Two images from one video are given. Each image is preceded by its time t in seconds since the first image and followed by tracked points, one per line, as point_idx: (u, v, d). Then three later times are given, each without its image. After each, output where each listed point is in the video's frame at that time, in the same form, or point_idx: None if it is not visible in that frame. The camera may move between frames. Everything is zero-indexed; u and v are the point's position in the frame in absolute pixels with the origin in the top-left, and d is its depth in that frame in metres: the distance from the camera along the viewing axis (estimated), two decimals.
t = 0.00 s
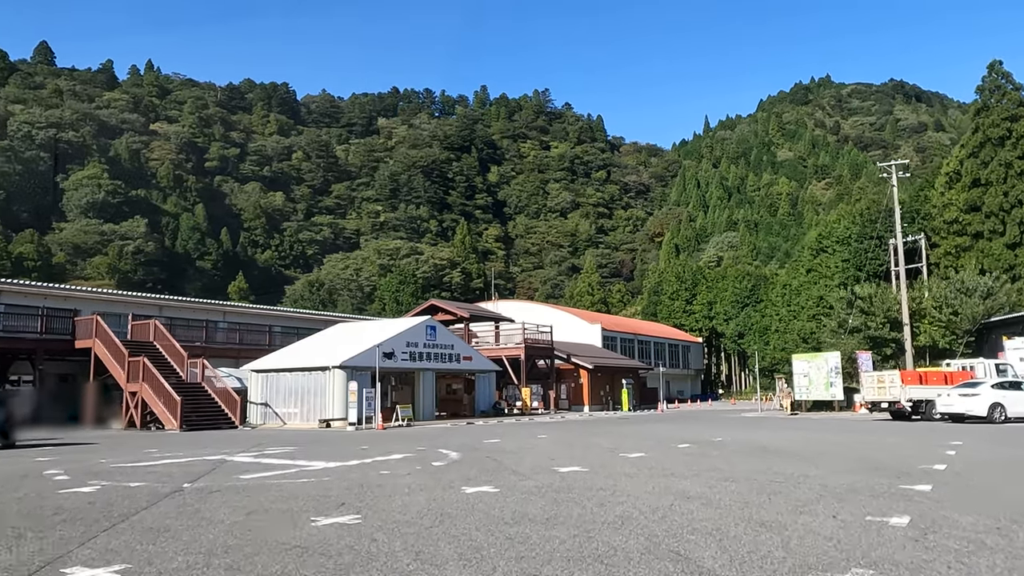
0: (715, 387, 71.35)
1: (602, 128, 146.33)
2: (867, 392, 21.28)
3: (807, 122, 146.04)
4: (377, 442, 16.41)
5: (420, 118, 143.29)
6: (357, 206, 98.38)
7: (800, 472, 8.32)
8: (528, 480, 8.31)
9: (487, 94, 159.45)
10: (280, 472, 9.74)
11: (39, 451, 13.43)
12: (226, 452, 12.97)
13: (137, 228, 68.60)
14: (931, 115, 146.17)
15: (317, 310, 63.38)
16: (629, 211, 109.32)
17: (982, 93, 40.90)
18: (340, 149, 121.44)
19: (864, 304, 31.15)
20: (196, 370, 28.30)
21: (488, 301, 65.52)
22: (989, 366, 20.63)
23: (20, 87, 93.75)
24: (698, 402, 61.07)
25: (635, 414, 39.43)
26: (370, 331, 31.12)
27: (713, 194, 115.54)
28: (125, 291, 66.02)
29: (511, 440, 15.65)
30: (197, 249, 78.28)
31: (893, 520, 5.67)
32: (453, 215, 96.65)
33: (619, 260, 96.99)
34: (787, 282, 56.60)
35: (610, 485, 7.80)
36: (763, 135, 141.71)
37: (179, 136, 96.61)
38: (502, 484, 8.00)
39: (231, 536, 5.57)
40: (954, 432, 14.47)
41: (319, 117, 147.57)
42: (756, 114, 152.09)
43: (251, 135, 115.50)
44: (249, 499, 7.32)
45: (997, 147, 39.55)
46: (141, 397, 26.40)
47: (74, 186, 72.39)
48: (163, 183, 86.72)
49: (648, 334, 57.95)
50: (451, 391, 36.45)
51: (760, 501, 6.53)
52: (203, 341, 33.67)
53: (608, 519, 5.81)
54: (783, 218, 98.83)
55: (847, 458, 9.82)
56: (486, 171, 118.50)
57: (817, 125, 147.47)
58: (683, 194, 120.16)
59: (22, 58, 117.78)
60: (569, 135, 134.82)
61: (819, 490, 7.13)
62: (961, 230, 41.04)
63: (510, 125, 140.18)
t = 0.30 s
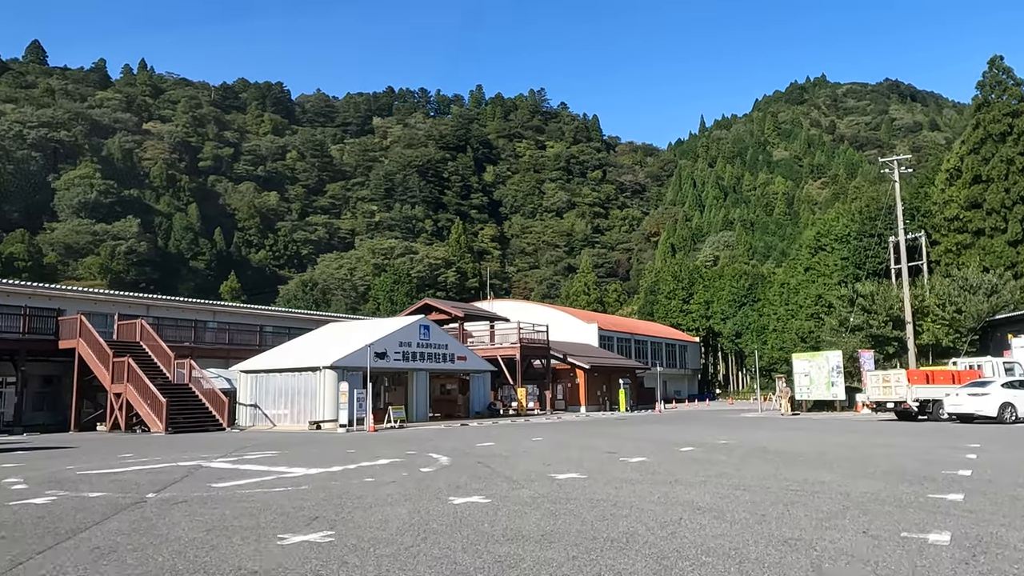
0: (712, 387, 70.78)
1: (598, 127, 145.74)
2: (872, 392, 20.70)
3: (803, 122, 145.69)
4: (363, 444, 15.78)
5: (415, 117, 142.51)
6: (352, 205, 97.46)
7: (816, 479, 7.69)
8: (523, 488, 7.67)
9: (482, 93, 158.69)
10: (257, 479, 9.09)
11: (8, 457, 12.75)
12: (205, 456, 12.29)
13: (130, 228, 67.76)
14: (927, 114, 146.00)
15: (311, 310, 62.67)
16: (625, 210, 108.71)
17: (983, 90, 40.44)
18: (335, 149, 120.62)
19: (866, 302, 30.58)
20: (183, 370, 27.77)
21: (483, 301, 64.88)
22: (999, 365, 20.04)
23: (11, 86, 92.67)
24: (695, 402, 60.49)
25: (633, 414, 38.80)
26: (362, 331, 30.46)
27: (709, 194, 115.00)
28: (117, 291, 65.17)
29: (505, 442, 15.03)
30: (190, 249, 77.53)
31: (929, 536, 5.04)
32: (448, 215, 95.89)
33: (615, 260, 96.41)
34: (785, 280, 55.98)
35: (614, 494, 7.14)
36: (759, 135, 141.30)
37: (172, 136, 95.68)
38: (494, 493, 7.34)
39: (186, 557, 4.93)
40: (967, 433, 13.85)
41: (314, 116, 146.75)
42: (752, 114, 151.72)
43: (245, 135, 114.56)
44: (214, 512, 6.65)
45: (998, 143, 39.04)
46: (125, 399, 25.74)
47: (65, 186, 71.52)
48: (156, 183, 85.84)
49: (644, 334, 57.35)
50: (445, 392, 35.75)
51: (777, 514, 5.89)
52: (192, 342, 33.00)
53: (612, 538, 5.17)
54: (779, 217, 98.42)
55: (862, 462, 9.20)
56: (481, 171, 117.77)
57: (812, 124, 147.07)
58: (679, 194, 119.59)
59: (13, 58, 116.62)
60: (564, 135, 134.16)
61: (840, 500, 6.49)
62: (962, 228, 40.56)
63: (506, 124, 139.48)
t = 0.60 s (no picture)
0: (709, 386, 70.24)
1: (596, 126, 145.08)
2: (878, 392, 20.12)
3: (800, 121, 145.29)
4: (350, 445, 15.11)
5: (412, 115, 141.65)
6: (348, 203, 96.48)
7: (833, 487, 7.08)
8: (516, 496, 7.01)
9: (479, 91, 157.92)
10: (231, 484, 8.44)
11: None
12: (182, 458, 11.62)
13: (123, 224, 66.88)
14: (923, 114, 145.81)
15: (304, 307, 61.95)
16: (621, 209, 108.10)
17: (985, 87, 39.99)
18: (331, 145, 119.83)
19: (867, 301, 30.00)
20: (170, 367, 26.82)
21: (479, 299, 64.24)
22: (1007, 365, 19.51)
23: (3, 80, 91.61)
24: (692, 402, 59.95)
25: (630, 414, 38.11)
26: (354, 328, 29.79)
27: (706, 193, 114.43)
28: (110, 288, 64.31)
29: (498, 443, 14.39)
30: (185, 246, 76.79)
31: (977, 559, 4.40)
32: (445, 213, 95.10)
33: (611, 259, 95.83)
34: (783, 279, 55.38)
35: (617, 505, 6.50)
36: (756, 135, 140.80)
37: (167, 131, 94.72)
38: (483, 502, 6.69)
39: None
40: (981, 436, 13.29)
41: (310, 113, 145.83)
42: (749, 113, 151.32)
43: (240, 131, 113.64)
44: (173, 523, 5.98)
45: (1001, 140, 38.50)
46: (109, 396, 25.04)
47: (58, 181, 70.59)
48: (150, 179, 84.96)
49: (641, 332, 56.78)
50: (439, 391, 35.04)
51: (800, 529, 5.27)
52: (181, 338, 32.33)
53: (616, 561, 4.50)
54: (776, 217, 98.03)
55: (879, 468, 8.61)
56: (477, 169, 116.98)
57: (809, 124, 146.67)
58: (676, 193, 119.04)
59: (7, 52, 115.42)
60: (561, 134, 133.46)
61: (868, 513, 5.85)
62: (963, 226, 39.91)
63: (503, 122, 138.73)
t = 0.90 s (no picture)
0: (702, 387, 69.84)
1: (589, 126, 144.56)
2: (879, 394, 19.62)
3: (793, 123, 145.18)
4: (333, 449, 14.45)
5: (405, 114, 140.81)
6: (340, 202, 95.46)
7: (851, 500, 6.47)
8: (505, 508, 6.39)
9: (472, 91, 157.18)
10: (194, 493, 7.77)
11: None
12: (152, 463, 10.94)
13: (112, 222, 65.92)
14: (915, 116, 146.00)
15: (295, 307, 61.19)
16: (615, 209, 107.63)
17: (980, 86, 39.63)
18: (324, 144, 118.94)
19: (866, 300, 29.54)
20: (153, 366, 26.21)
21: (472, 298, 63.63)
22: (1011, 366, 19.04)
23: None
24: (685, 402, 59.45)
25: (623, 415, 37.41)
26: (342, 327, 29.11)
27: (699, 193, 114.07)
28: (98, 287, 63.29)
29: (490, 447, 13.78)
30: (175, 245, 75.95)
31: None
32: (438, 212, 94.32)
33: (604, 259, 95.40)
34: (777, 280, 54.94)
35: (615, 519, 5.88)
36: (749, 136, 140.58)
37: (157, 130, 93.62)
38: (468, 515, 6.05)
39: None
40: (990, 440, 12.76)
41: (302, 111, 144.84)
42: (742, 114, 151.25)
43: (232, 129, 112.58)
44: (119, 540, 5.32)
45: (998, 139, 38.09)
46: (87, 397, 24.31)
47: (46, 179, 69.47)
48: (139, 177, 83.92)
49: (634, 332, 56.25)
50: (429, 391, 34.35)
51: (824, 550, 4.68)
52: (164, 338, 31.61)
53: None
54: (769, 218, 97.70)
55: (894, 476, 8.01)
56: (471, 169, 116.26)
57: (802, 125, 146.54)
58: (670, 194, 118.64)
59: None
60: (554, 134, 132.91)
61: (894, 529, 5.26)
62: (961, 225, 39.51)
63: (496, 122, 138.04)
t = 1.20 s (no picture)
0: (692, 387, 69.45)
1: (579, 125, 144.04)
2: (877, 394, 19.11)
3: (782, 124, 145.20)
4: (310, 451, 13.73)
5: (394, 112, 139.82)
6: (329, 200, 94.50)
7: (868, 512, 5.88)
8: (488, 522, 5.77)
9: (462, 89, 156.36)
10: (149, 503, 7.10)
11: None
12: (114, 468, 10.26)
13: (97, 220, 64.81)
14: (903, 118, 146.45)
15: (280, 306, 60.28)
16: (605, 209, 107.16)
17: (974, 83, 39.21)
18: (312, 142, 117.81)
19: (860, 300, 29.11)
20: (130, 366, 25.46)
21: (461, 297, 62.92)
22: (1012, 366, 18.54)
23: None
24: (675, 403, 58.97)
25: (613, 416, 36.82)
26: (326, 326, 28.40)
27: (689, 193, 113.79)
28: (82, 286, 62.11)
29: (475, 450, 13.13)
30: (160, 244, 74.88)
31: None
32: (427, 211, 93.47)
33: (594, 259, 94.96)
34: (767, 280, 54.56)
35: (609, 535, 5.27)
36: (739, 137, 140.52)
37: (143, 127, 92.32)
38: (447, 532, 5.43)
39: None
40: (996, 443, 12.25)
41: (291, 109, 143.55)
42: (732, 114, 151.32)
43: (220, 127, 111.32)
44: (48, 562, 4.68)
45: (992, 138, 37.73)
46: (61, 397, 23.51)
47: (29, 176, 68.16)
48: (125, 174, 82.67)
49: (624, 332, 55.74)
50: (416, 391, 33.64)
51: None
52: (144, 336, 30.83)
53: None
54: (759, 218, 97.54)
55: (907, 484, 7.45)
56: (460, 168, 115.43)
57: (792, 126, 146.59)
58: (660, 194, 118.34)
59: None
60: (544, 133, 132.33)
61: (924, 549, 4.68)
62: (953, 225, 39.12)
63: (486, 121, 137.29)
